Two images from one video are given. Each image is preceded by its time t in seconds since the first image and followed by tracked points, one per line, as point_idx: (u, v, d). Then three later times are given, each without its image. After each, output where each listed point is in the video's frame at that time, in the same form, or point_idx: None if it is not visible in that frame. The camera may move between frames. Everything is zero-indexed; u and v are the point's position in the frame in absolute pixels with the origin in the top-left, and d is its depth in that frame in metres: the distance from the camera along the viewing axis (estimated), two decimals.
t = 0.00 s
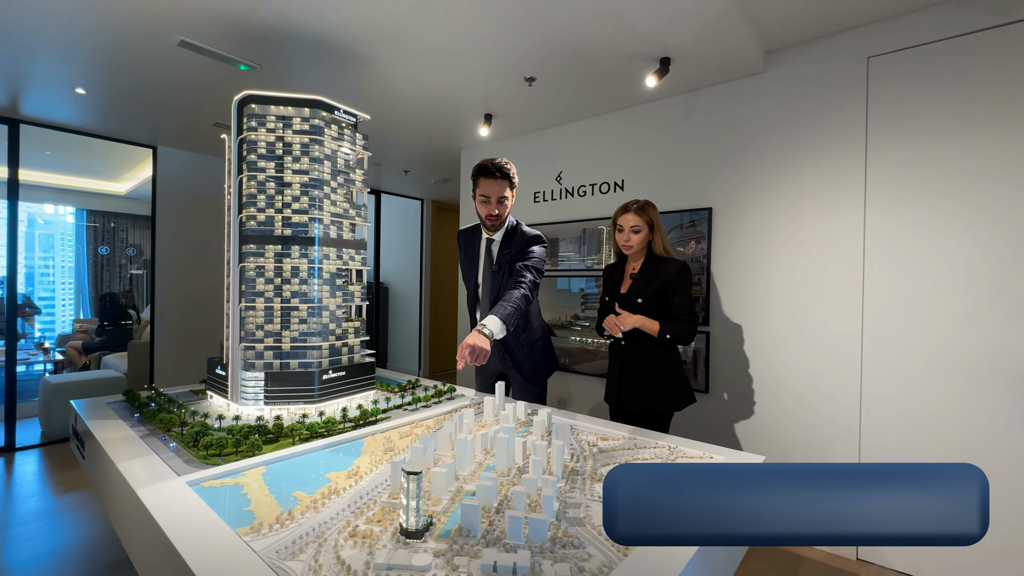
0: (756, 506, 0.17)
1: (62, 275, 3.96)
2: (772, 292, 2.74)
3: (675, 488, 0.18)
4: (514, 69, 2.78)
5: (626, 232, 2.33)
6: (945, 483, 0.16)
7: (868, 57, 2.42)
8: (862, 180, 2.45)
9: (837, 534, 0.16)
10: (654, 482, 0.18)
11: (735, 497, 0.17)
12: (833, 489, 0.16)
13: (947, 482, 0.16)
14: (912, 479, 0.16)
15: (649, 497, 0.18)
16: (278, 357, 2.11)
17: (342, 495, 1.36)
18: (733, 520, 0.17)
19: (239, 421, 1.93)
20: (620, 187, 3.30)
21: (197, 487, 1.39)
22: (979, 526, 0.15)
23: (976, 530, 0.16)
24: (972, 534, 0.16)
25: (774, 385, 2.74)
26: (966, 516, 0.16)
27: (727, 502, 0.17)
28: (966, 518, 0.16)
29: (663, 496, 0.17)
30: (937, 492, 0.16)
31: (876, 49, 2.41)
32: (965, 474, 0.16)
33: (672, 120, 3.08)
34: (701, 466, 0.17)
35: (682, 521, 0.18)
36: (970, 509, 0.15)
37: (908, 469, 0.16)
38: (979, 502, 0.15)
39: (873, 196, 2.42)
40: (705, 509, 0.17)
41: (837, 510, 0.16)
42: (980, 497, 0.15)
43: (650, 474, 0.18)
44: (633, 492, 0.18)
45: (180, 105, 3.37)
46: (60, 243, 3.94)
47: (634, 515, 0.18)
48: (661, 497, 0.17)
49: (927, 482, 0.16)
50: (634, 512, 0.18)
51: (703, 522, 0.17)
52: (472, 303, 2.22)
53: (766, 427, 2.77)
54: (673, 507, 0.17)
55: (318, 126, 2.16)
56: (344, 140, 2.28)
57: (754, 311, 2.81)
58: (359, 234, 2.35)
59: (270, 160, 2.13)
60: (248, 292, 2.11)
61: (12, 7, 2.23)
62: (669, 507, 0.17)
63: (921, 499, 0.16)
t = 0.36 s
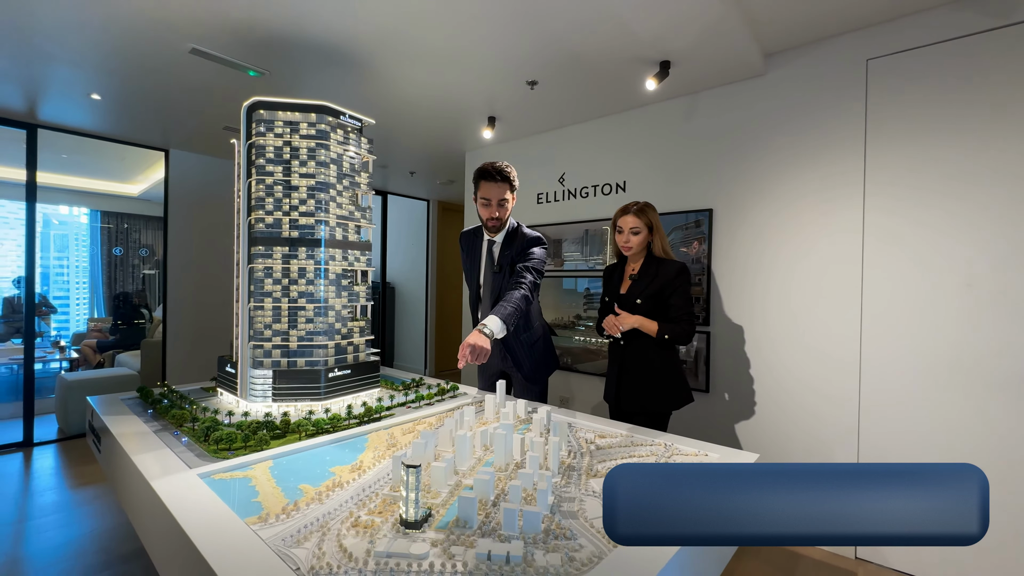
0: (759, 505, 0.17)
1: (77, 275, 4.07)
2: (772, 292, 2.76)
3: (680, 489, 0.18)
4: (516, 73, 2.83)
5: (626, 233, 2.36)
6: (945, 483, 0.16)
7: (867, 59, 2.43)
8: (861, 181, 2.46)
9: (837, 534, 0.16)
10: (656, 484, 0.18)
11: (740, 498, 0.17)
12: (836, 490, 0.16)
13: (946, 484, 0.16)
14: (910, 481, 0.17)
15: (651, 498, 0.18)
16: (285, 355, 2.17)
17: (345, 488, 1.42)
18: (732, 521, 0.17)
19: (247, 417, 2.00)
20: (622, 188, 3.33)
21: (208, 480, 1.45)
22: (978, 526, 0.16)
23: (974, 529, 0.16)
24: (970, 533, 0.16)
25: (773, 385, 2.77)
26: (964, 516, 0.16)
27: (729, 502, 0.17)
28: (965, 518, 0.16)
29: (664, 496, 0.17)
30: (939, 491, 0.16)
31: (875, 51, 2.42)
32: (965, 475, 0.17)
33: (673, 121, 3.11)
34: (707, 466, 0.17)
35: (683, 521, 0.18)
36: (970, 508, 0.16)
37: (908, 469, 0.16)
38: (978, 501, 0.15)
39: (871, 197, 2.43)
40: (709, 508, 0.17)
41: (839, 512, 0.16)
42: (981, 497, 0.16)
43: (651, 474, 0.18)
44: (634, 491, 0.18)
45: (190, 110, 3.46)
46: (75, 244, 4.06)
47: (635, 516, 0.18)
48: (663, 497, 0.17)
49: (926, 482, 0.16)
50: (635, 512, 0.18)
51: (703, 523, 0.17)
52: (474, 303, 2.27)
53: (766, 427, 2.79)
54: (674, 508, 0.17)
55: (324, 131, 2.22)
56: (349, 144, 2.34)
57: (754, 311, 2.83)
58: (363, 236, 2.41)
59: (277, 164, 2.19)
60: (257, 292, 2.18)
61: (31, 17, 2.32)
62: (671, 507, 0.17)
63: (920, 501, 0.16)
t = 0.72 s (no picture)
0: (759, 506, 0.17)
1: (91, 274, 4.18)
2: (772, 292, 2.77)
3: (682, 490, 0.18)
4: (517, 74, 2.87)
5: (625, 230, 2.39)
6: (947, 483, 0.17)
7: (868, 59, 2.44)
8: (861, 180, 2.46)
9: (836, 534, 0.16)
10: (658, 486, 0.19)
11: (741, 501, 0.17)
12: (836, 492, 0.17)
13: (945, 484, 0.17)
14: (909, 479, 0.17)
15: (650, 498, 0.18)
16: (291, 352, 2.22)
17: (347, 480, 1.46)
18: (731, 521, 0.18)
19: (254, 412, 2.05)
20: (624, 188, 3.35)
21: (215, 472, 1.50)
22: (978, 526, 0.16)
23: (975, 530, 0.17)
24: (971, 534, 0.16)
25: (773, 384, 2.78)
26: (964, 516, 0.16)
27: (728, 502, 0.18)
28: (964, 518, 0.16)
29: (664, 495, 0.18)
30: (938, 490, 0.16)
31: (875, 51, 2.42)
32: (966, 475, 0.17)
33: (675, 121, 3.12)
34: (706, 465, 0.17)
35: (683, 521, 0.18)
36: (969, 508, 0.16)
37: (908, 469, 0.17)
38: (979, 501, 0.16)
39: (871, 197, 2.43)
40: (708, 509, 0.18)
41: (839, 512, 0.17)
42: (979, 501, 0.16)
43: (650, 475, 0.19)
44: (634, 493, 0.19)
45: (200, 113, 3.53)
46: (90, 244, 4.16)
47: (634, 516, 0.19)
48: (664, 497, 0.18)
49: (925, 481, 0.17)
50: (634, 512, 0.19)
51: (704, 522, 0.18)
52: (475, 301, 2.31)
53: (766, 426, 2.80)
54: (674, 507, 0.18)
55: (329, 133, 2.28)
56: (354, 146, 2.38)
57: (754, 311, 2.84)
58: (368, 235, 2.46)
59: (283, 167, 2.24)
60: (264, 291, 2.24)
61: (46, 24, 2.39)
62: (670, 509, 0.18)
63: (921, 500, 0.17)
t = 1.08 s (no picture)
0: (761, 506, 0.19)
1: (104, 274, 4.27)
2: (773, 291, 2.76)
3: (683, 490, 0.20)
4: (518, 76, 2.89)
5: (627, 231, 2.38)
6: (949, 483, 0.18)
7: (869, 58, 2.43)
8: (862, 180, 2.45)
9: (838, 532, 0.18)
10: (658, 486, 0.20)
11: (746, 499, 0.19)
12: (840, 492, 0.18)
13: (945, 485, 0.19)
14: (912, 481, 0.19)
15: (650, 498, 0.20)
16: (294, 351, 2.27)
17: (344, 476, 1.50)
18: (732, 521, 0.19)
19: (258, 410, 2.10)
20: (626, 188, 3.36)
21: (217, 467, 1.54)
22: (978, 526, 0.18)
23: (975, 530, 0.18)
24: (971, 533, 0.18)
25: (774, 384, 2.77)
26: (963, 516, 0.18)
27: (732, 503, 0.19)
28: (966, 518, 0.18)
29: (666, 496, 0.19)
30: (939, 490, 0.18)
31: (877, 50, 2.41)
32: (967, 476, 0.19)
33: (676, 121, 3.13)
34: (711, 467, 0.19)
35: (683, 521, 0.19)
36: (969, 506, 0.18)
37: (908, 471, 0.19)
38: (979, 500, 0.17)
39: (872, 196, 2.42)
40: (707, 508, 0.19)
41: (842, 511, 0.18)
42: (979, 499, 0.18)
43: (651, 476, 0.20)
44: (636, 493, 0.20)
45: (209, 116, 3.60)
46: (103, 244, 4.26)
47: (635, 515, 0.20)
48: (664, 496, 0.20)
49: (926, 482, 0.19)
50: (634, 510, 0.20)
51: (705, 522, 0.19)
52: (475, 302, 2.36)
53: (767, 426, 2.79)
54: (676, 506, 0.19)
55: (332, 136, 2.32)
56: (357, 148, 2.42)
57: (756, 311, 2.84)
58: (370, 236, 2.49)
59: (287, 168, 2.29)
60: (269, 290, 2.28)
61: (59, 30, 2.46)
62: (668, 507, 0.20)
63: (923, 500, 0.18)
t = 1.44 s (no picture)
0: (759, 505, 0.18)
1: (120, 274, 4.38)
2: (776, 291, 2.75)
3: (682, 490, 0.19)
4: (520, 77, 2.91)
5: (628, 231, 2.38)
6: (949, 483, 0.18)
7: (874, 56, 2.40)
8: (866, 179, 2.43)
9: (836, 532, 0.17)
10: (658, 486, 0.20)
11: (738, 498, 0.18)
12: (840, 492, 0.18)
13: (945, 484, 0.18)
14: (910, 481, 0.18)
15: (649, 497, 0.19)
16: (299, 349, 2.32)
17: (343, 473, 1.53)
18: (732, 521, 0.19)
19: (263, 407, 2.14)
20: (629, 188, 3.36)
21: (220, 463, 1.58)
22: (977, 526, 0.17)
23: (975, 531, 0.18)
24: (970, 534, 0.17)
25: (777, 384, 2.75)
26: (966, 516, 0.17)
27: (729, 503, 0.18)
28: (965, 519, 0.18)
29: (665, 495, 0.19)
30: (943, 490, 0.17)
31: (881, 48, 2.38)
32: (965, 475, 0.18)
33: (680, 121, 3.12)
34: (716, 465, 0.18)
35: (683, 522, 0.19)
36: (970, 507, 0.17)
37: (910, 470, 0.18)
38: (979, 499, 0.17)
39: (875, 196, 2.40)
40: (704, 509, 0.19)
41: (840, 512, 0.18)
42: (979, 499, 0.17)
43: (650, 475, 0.20)
44: (633, 493, 0.19)
45: (219, 118, 3.67)
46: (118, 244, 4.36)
47: (633, 516, 0.19)
48: (663, 496, 0.19)
49: (928, 482, 0.18)
50: (633, 511, 0.19)
51: (702, 522, 0.19)
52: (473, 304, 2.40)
53: (769, 429, 2.77)
54: (674, 505, 0.19)
55: (335, 137, 2.35)
56: (360, 149, 2.46)
57: (759, 311, 2.82)
58: (373, 236, 2.52)
59: (292, 170, 2.33)
60: (274, 290, 2.33)
61: (72, 36, 2.53)
62: (668, 508, 0.19)
63: (924, 499, 0.18)
